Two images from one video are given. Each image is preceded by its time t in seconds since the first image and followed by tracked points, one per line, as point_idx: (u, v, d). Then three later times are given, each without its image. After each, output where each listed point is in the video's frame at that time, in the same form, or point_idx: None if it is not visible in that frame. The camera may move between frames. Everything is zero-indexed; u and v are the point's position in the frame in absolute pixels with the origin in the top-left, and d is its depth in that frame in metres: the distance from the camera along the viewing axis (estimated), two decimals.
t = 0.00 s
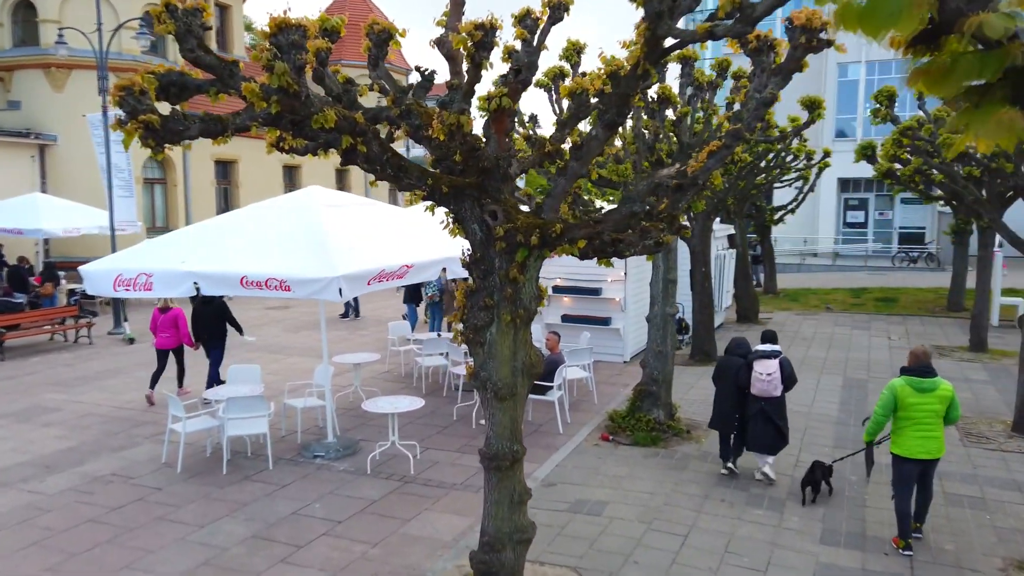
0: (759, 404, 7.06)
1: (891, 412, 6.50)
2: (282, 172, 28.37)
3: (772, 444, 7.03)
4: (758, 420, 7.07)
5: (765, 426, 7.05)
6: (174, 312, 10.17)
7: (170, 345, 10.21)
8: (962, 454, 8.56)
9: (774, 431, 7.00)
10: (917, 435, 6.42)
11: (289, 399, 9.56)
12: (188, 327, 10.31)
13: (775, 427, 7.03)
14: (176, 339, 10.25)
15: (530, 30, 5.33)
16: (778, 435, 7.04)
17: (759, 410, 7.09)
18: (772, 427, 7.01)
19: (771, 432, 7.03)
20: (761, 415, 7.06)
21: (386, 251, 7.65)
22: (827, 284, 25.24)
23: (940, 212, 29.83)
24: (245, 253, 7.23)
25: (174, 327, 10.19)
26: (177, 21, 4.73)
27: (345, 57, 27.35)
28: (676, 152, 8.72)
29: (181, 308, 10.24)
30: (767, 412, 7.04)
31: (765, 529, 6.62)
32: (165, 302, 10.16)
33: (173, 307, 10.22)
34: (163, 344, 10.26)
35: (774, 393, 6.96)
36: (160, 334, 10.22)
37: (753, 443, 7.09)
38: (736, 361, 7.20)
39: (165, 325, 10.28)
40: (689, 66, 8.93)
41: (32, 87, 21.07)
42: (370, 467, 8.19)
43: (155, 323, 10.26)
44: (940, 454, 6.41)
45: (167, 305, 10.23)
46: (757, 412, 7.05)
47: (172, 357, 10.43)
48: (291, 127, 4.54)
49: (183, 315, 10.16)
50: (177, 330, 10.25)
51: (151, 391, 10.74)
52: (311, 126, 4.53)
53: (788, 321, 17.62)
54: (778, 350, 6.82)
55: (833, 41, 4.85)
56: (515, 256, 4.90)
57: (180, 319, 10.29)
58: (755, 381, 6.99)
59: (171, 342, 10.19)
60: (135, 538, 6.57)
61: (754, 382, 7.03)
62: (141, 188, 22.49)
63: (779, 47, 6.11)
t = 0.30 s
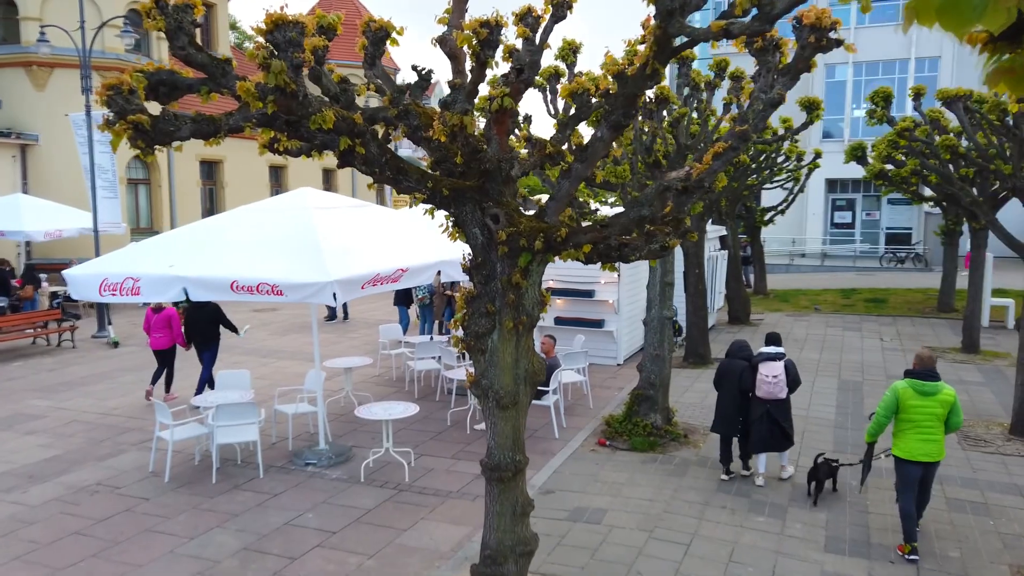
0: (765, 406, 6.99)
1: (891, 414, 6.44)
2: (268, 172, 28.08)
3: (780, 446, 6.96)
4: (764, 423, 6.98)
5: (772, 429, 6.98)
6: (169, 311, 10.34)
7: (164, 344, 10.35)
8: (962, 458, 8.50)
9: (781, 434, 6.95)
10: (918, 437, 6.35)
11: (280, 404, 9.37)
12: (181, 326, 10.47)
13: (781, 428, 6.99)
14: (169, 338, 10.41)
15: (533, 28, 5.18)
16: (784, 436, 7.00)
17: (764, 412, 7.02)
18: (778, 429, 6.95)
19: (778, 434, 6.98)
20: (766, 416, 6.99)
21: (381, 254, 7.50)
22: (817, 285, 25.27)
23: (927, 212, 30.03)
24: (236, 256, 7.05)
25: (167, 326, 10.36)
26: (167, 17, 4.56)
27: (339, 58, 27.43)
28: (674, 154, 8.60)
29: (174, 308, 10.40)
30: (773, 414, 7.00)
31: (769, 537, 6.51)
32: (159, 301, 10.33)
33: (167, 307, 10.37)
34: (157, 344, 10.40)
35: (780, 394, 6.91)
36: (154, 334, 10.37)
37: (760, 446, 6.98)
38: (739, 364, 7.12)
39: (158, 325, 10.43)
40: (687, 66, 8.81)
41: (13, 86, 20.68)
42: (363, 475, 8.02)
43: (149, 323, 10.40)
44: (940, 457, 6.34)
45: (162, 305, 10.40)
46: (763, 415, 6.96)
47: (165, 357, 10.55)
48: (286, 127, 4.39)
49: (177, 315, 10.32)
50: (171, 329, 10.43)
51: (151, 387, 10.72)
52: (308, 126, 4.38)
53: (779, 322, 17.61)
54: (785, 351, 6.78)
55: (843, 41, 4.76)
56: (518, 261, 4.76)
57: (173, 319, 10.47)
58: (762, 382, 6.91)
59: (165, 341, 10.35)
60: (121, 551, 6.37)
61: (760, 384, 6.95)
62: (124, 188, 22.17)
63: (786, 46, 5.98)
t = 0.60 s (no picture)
0: (776, 410, 6.89)
1: (899, 407, 6.53)
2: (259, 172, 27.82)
3: (790, 451, 6.89)
4: (775, 427, 6.89)
5: (783, 433, 6.90)
6: (165, 311, 10.12)
7: (161, 345, 10.11)
8: (966, 461, 8.42)
9: (792, 438, 6.87)
10: (923, 432, 6.41)
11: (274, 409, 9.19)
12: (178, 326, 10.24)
13: (792, 433, 6.91)
14: (166, 339, 10.17)
15: (538, 24, 5.04)
16: (795, 441, 6.92)
17: (774, 416, 6.93)
18: (789, 434, 6.87)
19: (789, 438, 6.90)
20: (777, 421, 6.90)
21: (379, 256, 7.34)
22: (811, 285, 25.22)
23: (920, 212, 30.04)
24: (230, 258, 6.88)
25: (165, 327, 10.13)
26: (159, 11, 4.37)
27: (338, 58, 27.43)
28: (676, 154, 8.48)
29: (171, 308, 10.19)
30: (784, 419, 6.91)
31: (775, 544, 6.38)
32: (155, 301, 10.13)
33: (164, 308, 10.17)
34: (153, 345, 10.16)
35: (791, 399, 6.82)
36: (151, 335, 10.14)
37: (770, 451, 6.90)
38: (750, 367, 7.01)
39: (155, 326, 10.20)
40: (688, 66, 8.70)
41: None
42: (360, 482, 7.86)
43: (145, 324, 10.18)
44: (949, 453, 6.41)
45: (158, 306, 10.19)
46: (774, 419, 6.87)
47: (162, 359, 10.31)
48: (282, 125, 4.24)
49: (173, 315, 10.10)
50: (168, 329, 10.19)
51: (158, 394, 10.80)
52: (307, 124, 4.24)
53: (775, 323, 17.52)
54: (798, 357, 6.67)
55: (857, 37, 4.64)
56: (523, 264, 4.62)
57: (170, 319, 10.25)
58: (773, 387, 6.80)
59: (162, 342, 10.10)
60: (112, 563, 6.18)
61: (771, 389, 6.85)
62: (113, 188, 21.90)
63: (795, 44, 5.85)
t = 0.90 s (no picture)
0: (787, 410, 6.82)
1: (906, 402, 6.46)
2: (251, 172, 27.58)
3: (803, 451, 6.81)
4: (788, 427, 6.81)
5: (795, 433, 6.83)
6: (164, 312, 9.89)
7: (161, 346, 9.89)
8: (971, 463, 8.32)
9: (804, 436, 6.78)
10: (931, 427, 6.34)
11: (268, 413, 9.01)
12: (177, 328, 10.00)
13: (805, 432, 6.83)
14: (165, 341, 9.93)
15: (543, 17, 4.90)
16: (807, 440, 6.84)
17: (786, 415, 6.86)
18: (802, 433, 6.81)
19: (801, 438, 6.83)
20: (789, 420, 6.83)
21: (376, 257, 7.18)
22: (806, 285, 25.17)
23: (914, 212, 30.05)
24: (225, 259, 6.72)
25: (163, 328, 9.88)
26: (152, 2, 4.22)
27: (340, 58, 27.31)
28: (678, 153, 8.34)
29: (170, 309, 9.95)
30: (796, 418, 6.84)
31: (783, 550, 6.26)
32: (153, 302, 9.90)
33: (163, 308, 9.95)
34: (151, 346, 9.93)
35: (803, 398, 6.77)
36: (149, 336, 9.90)
37: (783, 451, 6.82)
38: (760, 368, 6.95)
39: (154, 328, 9.96)
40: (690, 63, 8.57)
41: None
42: (358, 487, 7.69)
43: (143, 326, 9.94)
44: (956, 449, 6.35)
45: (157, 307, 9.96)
46: (786, 419, 6.80)
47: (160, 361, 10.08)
48: (280, 121, 4.11)
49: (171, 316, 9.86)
50: (167, 331, 9.94)
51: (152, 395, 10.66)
52: (306, 120, 4.11)
53: (772, 323, 17.43)
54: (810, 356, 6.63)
55: (872, 32, 4.51)
56: (529, 264, 4.47)
57: (169, 321, 10.01)
58: (785, 387, 6.75)
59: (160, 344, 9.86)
60: (103, 572, 6.00)
61: (782, 389, 6.80)
62: (103, 188, 21.65)
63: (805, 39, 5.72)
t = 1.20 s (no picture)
0: (797, 408, 6.73)
1: (910, 402, 6.36)
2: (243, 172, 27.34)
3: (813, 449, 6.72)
4: (797, 426, 6.72)
5: (805, 431, 6.74)
6: (161, 312, 9.78)
7: (158, 346, 9.74)
8: (975, 465, 8.24)
9: (813, 435, 6.72)
10: (936, 426, 6.25)
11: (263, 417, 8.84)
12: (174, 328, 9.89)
13: (814, 430, 6.75)
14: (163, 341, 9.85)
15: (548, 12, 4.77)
16: (817, 438, 6.76)
17: (795, 413, 6.77)
18: (811, 431, 6.73)
19: (810, 436, 6.75)
20: (798, 418, 6.74)
21: (374, 258, 7.03)
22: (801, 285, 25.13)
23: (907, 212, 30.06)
24: (219, 260, 6.55)
25: (160, 328, 9.78)
26: None
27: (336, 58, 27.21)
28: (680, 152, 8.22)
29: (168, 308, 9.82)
30: (806, 417, 6.75)
31: (791, 557, 6.15)
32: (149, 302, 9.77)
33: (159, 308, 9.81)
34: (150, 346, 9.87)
35: (812, 395, 6.68)
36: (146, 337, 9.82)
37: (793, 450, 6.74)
38: (768, 366, 6.85)
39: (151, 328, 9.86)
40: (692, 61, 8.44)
41: None
42: (355, 493, 7.54)
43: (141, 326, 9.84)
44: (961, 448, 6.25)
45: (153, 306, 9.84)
46: (796, 417, 6.71)
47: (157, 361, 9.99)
48: (279, 119, 3.97)
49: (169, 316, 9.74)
50: (163, 331, 9.84)
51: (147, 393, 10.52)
52: (306, 118, 3.97)
53: (769, 324, 17.34)
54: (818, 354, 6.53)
55: (888, 27, 4.41)
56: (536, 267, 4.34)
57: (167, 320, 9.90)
58: (794, 385, 6.65)
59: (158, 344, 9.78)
60: None
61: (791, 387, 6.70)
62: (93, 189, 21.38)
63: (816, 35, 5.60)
